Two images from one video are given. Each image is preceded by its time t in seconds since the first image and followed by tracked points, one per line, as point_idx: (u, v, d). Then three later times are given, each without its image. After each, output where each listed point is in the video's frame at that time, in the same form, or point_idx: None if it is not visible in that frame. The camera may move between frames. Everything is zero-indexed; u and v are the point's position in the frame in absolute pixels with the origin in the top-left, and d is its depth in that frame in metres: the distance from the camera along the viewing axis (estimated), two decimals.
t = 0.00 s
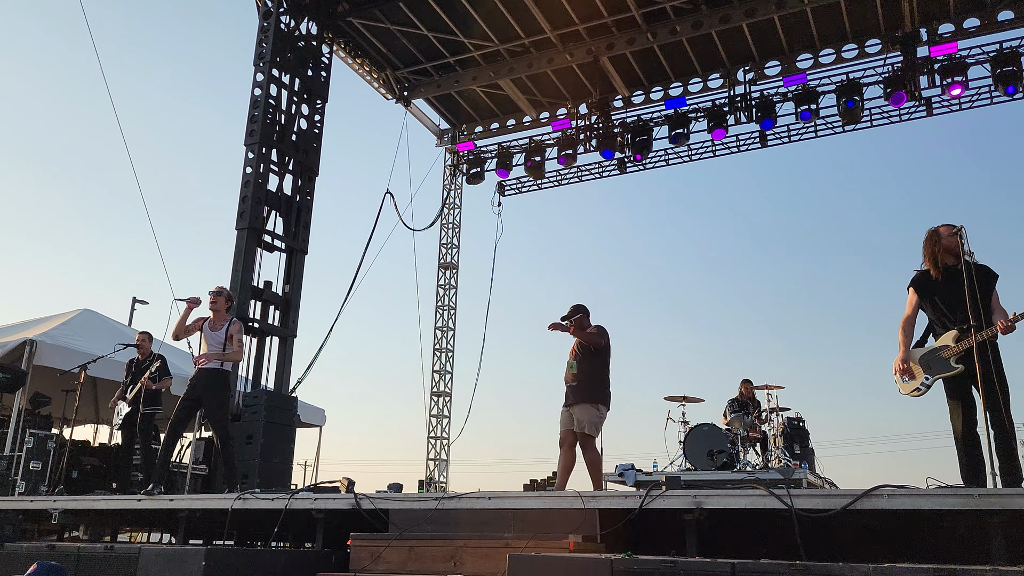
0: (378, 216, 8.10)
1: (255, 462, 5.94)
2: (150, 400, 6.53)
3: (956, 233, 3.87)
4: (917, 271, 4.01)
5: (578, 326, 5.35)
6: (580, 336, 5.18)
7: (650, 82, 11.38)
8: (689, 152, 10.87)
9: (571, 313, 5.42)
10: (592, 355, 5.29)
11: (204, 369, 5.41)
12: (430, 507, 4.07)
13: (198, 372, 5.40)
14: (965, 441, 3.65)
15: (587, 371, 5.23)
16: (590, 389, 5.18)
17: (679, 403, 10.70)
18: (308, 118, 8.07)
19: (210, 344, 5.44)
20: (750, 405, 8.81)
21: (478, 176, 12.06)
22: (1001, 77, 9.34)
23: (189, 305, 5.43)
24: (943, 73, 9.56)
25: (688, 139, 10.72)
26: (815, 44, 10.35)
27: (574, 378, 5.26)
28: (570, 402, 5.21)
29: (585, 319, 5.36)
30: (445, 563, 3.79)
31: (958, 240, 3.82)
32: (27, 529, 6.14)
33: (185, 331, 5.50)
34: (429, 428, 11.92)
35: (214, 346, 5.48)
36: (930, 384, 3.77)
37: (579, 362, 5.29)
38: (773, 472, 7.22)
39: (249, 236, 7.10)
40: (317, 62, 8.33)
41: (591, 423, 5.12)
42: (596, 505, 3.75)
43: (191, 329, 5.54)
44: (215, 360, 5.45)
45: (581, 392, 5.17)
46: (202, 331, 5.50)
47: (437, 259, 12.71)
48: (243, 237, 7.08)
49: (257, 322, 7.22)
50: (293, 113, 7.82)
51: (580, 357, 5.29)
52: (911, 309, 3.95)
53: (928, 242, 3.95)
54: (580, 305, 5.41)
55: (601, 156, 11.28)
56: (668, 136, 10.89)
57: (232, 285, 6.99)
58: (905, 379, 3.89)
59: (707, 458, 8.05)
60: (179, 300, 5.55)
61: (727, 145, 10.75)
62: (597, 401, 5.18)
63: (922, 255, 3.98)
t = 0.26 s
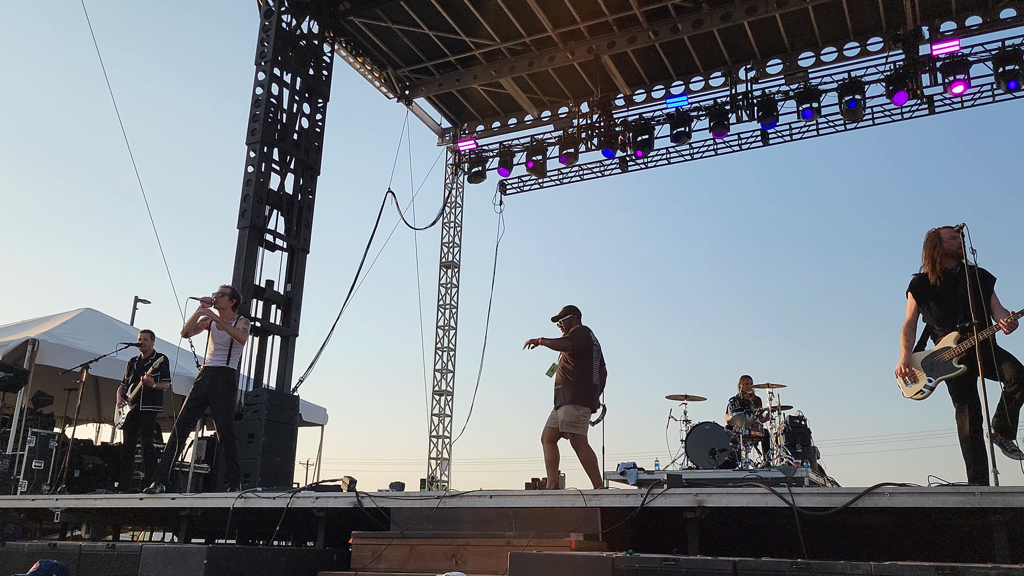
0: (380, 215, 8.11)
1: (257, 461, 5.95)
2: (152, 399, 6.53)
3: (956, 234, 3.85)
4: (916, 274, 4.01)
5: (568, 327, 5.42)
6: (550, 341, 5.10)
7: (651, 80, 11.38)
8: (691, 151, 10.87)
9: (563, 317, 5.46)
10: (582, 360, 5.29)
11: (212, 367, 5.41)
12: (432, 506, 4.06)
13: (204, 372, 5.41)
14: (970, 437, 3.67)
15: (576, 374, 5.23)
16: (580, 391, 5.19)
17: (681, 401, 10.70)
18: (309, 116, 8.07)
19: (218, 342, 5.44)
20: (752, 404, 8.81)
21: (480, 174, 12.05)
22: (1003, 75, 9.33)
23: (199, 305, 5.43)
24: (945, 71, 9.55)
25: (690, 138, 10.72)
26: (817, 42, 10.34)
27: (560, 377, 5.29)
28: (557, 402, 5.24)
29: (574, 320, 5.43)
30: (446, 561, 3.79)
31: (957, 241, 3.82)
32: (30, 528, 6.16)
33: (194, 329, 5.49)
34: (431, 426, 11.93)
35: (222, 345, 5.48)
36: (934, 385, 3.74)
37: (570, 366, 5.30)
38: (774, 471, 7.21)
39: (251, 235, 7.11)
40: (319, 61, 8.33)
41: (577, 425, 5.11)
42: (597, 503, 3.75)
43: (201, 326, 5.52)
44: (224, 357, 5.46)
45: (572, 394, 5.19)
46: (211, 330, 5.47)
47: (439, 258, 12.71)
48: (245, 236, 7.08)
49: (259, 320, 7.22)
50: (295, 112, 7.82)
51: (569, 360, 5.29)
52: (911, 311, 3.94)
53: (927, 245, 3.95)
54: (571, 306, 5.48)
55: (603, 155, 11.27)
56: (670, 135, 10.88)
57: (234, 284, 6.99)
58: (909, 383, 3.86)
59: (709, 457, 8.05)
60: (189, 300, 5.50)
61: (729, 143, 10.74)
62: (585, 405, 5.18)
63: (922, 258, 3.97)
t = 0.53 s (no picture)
0: (382, 215, 8.12)
1: (258, 460, 5.95)
2: (152, 399, 6.53)
3: (953, 230, 3.87)
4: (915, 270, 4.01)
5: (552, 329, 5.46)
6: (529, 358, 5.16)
7: (652, 79, 11.38)
8: (692, 150, 10.86)
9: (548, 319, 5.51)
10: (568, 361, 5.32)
11: (207, 368, 5.42)
12: (434, 505, 4.08)
13: (201, 371, 5.42)
14: (968, 432, 3.67)
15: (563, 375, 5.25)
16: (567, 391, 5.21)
17: (682, 400, 10.70)
18: (310, 116, 8.07)
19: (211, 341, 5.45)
20: (753, 403, 8.81)
21: (481, 173, 12.06)
22: (1004, 73, 9.32)
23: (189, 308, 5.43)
24: (946, 70, 9.55)
25: (691, 136, 10.72)
26: (818, 41, 10.33)
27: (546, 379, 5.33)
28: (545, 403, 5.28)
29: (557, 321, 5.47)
30: (447, 560, 3.79)
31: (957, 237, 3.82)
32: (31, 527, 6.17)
33: (187, 333, 5.49)
34: (432, 425, 11.93)
35: (216, 343, 5.47)
36: (938, 382, 3.73)
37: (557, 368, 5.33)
38: (776, 470, 7.21)
39: (252, 235, 7.11)
40: (320, 60, 8.33)
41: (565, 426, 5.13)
42: (598, 502, 3.75)
43: (193, 329, 5.53)
44: (217, 357, 5.46)
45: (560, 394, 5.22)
46: (203, 331, 5.48)
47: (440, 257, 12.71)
48: (246, 235, 7.09)
49: (260, 320, 7.23)
50: (296, 111, 7.82)
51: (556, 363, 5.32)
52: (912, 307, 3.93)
53: (926, 241, 3.95)
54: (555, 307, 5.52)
55: (604, 154, 11.27)
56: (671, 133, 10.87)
57: (235, 283, 6.99)
58: (911, 377, 3.86)
59: (710, 456, 8.05)
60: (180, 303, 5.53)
61: (730, 141, 10.74)
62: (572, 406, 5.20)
63: (920, 255, 3.98)
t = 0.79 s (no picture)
0: (384, 214, 8.13)
1: (260, 460, 5.95)
2: (154, 398, 6.54)
3: (954, 232, 3.86)
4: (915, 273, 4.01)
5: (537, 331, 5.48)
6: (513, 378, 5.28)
7: (654, 77, 11.37)
8: (693, 148, 10.86)
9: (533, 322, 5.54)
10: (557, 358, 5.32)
11: (204, 366, 5.43)
12: (434, 504, 4.11)
13: (198, 370, 5.43)
14: (969, 431, 3.67)
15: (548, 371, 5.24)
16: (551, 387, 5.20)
17: (684, 399, 10.71)
18: (311, 115, 8.08)
19: (207, 340, 5.45)
20: (755, 402, 8.81)
21: (482, 172, 12.06)
22: (1006, 71, 9.31)
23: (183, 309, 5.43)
24: (948, 68, 9.54)
25: (692, 135, 10.71)
26: (819, 39, 10.32)
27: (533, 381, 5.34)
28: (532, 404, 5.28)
29: (541, 323, 5.49)
30: (449, 559, 3.79)
31: (956, 239, 3.83)
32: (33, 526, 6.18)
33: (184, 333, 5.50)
34: (434, 424, 11.94)
35: (212, 341, 5.48)
36: (935, 383, 3.73)
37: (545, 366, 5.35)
38: (777, 469, 7.21)
39: (254, 234, 7.11)
40: (321, 59, 8.34)
41: (547, 422, 5.14)
42: (599, 501, 3.75)
43: (190, 329, 5.54)
44: (215, 356, 5.47)
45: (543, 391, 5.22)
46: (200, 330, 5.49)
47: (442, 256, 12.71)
48: (247, 234, 7.10)
49: (262, 319, 7.23)
50: (297, 111, 7.82)
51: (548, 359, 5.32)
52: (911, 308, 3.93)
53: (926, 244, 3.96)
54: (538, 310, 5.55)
55: (605, 152, 11.27)
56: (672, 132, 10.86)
57: (236, 282, 6.99)
58: (910, 380, 3.83)
59: (712, 454, 8.05)
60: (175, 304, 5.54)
61: (731, 140, 10.72)
62: (559, 402, 5.18)
63: (921, 257, 3.98)
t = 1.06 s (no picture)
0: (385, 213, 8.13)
1: (262, 459, 5.96)
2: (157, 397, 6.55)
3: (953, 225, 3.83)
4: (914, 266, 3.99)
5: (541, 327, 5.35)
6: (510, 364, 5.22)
7: (655, 76, 11.36)
8: (695, 147, 10.86)
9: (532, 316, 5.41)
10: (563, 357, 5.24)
11: (209, 364, 5.43)
12: (435, 503, 4.10)
13: (201, 368, 5.43)
14: (966, 427, 3.67)
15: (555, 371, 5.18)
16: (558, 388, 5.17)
17: (686, 398, 10.70)
18: (313, 114, 8.07)
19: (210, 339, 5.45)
20: (757, 400, 8.81)
21: (484, 171, 12.05)
22: (1008, 70, 9.29)
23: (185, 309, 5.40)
24: (950, 66, 9.52)
25: (694, 134, 10.71)
26: (822, 38, 10.30)
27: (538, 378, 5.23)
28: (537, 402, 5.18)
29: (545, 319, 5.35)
30: (451, 558, 3.80)
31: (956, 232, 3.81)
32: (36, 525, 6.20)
33: (190, 334, 5.44)
34: (436, 423, 11.94)
35: (214, 341, 5.47)
36: (935, 378, 3.73)
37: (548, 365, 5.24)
38: (779, 467, 7.21)
39: (255, 233, 7.11)
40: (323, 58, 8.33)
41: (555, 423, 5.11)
42: (601, 500, 3.75)
43: (194, 330, 5.49)
44: (217, 354, 5.46)
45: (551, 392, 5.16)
46: (204, 331, 5.46)
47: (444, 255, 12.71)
48: (249, 233, 7.09)
49: (264, 318, 7.23)
50: (299, 110, 7.82)
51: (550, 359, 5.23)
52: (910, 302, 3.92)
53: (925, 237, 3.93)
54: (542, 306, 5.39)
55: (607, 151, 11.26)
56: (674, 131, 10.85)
57: (238, 281, 7.00)
58: (907, 374, 3.87)
59: (714, 453, 8.05)
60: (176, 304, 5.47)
61: (733, 139, 10.71)
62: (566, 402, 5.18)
63: (920, 250, 3.96)
